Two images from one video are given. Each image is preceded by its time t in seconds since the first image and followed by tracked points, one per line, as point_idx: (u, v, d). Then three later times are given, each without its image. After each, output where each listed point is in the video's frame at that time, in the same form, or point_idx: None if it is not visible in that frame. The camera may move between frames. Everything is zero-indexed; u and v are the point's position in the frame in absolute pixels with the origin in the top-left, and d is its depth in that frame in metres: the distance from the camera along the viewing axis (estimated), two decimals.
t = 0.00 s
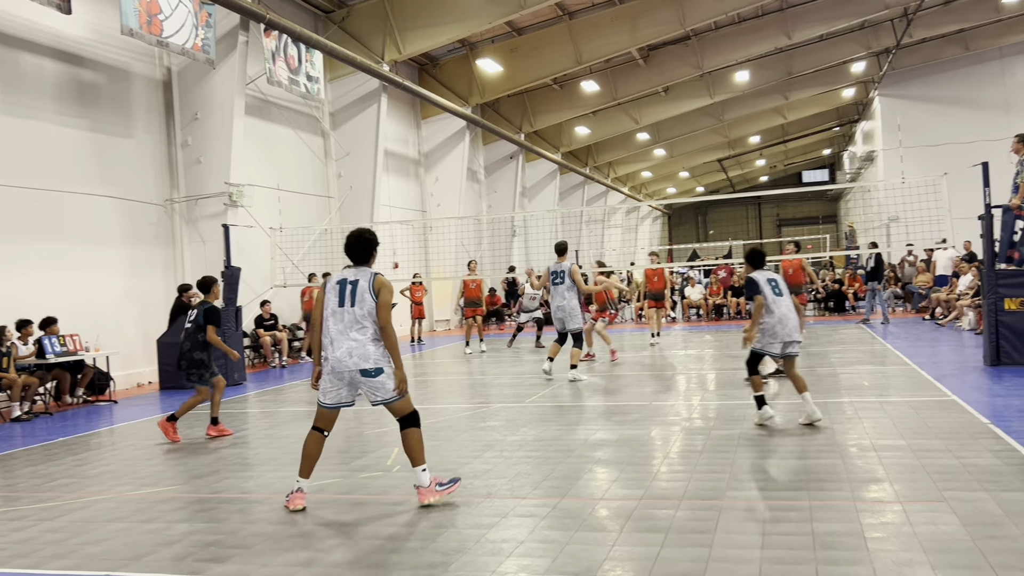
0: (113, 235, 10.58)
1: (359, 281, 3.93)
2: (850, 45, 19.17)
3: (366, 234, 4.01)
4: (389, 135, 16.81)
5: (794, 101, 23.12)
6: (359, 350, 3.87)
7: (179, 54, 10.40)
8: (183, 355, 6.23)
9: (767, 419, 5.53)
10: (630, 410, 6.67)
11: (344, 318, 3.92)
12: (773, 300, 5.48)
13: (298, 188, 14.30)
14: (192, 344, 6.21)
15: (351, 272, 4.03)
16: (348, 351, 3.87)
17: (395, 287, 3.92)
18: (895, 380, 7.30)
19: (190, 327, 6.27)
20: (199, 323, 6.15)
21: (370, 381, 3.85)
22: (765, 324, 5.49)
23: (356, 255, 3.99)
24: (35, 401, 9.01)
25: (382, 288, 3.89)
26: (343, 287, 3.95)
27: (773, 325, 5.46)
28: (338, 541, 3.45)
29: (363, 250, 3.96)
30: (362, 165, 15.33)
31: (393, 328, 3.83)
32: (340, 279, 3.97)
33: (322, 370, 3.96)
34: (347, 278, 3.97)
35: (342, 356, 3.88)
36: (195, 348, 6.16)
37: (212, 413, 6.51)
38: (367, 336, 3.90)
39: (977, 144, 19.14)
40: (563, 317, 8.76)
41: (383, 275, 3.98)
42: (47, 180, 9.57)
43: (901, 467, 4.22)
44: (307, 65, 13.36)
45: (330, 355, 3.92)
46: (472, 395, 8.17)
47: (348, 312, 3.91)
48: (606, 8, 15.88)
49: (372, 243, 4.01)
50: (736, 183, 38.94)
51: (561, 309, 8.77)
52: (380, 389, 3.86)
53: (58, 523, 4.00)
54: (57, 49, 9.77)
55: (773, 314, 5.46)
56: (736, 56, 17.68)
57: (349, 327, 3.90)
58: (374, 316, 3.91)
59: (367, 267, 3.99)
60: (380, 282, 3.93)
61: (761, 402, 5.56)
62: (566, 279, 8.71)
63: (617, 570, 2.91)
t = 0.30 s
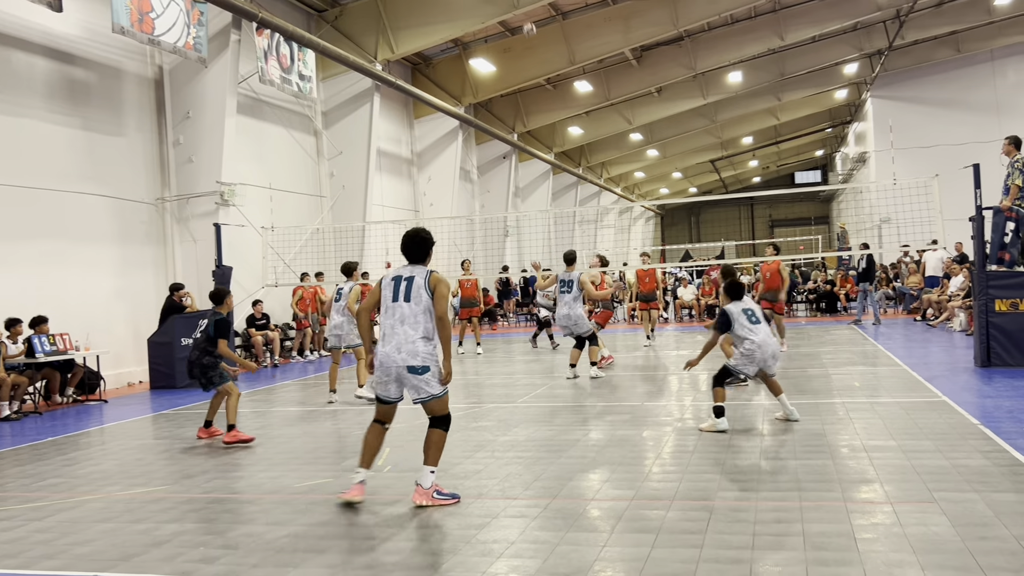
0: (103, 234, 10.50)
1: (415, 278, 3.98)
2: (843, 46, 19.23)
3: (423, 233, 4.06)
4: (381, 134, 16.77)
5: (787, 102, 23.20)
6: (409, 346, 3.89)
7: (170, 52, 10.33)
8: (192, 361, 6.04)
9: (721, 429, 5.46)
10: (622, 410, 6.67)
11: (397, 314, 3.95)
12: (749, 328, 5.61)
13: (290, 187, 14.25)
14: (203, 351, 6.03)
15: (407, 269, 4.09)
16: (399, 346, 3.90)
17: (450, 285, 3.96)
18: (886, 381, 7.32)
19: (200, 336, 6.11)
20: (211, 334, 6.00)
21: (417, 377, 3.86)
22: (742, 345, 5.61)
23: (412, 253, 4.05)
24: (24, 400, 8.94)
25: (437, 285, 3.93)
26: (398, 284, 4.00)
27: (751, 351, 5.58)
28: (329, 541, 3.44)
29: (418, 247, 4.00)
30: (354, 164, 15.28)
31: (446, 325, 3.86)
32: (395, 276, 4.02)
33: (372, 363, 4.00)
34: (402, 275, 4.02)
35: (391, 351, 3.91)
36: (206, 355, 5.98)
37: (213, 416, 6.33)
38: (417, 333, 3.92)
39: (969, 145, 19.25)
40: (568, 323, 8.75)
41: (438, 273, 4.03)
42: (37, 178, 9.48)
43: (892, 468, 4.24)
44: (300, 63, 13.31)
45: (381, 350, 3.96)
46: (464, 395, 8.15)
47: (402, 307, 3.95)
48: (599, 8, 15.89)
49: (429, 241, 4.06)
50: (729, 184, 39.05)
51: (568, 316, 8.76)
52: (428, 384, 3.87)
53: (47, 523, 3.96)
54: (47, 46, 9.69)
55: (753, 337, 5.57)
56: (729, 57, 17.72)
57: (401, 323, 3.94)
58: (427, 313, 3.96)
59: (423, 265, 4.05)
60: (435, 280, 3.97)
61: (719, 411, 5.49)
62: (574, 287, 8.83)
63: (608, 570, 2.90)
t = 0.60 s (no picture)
0: (100, 233, 10.47)
1: (450, 282, 3.94)
2: (843, 46, 19.21)
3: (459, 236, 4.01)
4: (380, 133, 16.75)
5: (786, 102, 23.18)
6: (443, 347, 3.86)
7: (168, 50, 10.30)
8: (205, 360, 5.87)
9: (719, 429, 5.45)
10: (620, 411, 6.65)
11: (432, 315, 3.93)
12: (737, 336, 5.62)
13: (288, 186, 14.23)
14: (217, 348, 5.88)
15: (442, 272, 4.05)
16: (434, 347, 3.87)
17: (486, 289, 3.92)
18: (885, 382, 7.30)
19: (212, 332, 5.94)
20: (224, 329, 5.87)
21: (452, 377, 3.83)
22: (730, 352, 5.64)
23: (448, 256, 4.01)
24: (20, 399, 8.91)
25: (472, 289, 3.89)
26: (434, 286, 3.97)
27: (741, 357, 5.57)
28: (323, 542, 3.42)
29: (452, 250, 3.96)
30: (353, 162, 15.26)
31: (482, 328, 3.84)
32: (431, 278, 3.99)
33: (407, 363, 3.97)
34: (438, 278, 3.98)
35: (426, 351, 3.88)
36: (222, 352, 5.83)
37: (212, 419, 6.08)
38: (452, 335, 3.89)
39: (968, 146, 19.25)
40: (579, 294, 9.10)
41: (474, 277, 3.98)
42: (33, 176, 9.44)
43: (891, 469, 4.22)
44: (298, 62, 13.28)
45: (415, 350, 3.94)
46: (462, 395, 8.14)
47: (437, 310, 3.91)
48: (599, 8, 15.87)
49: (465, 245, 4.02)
50: (729, 184, 39.06)
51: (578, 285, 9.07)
52: (464, 385, 3.85)
53: (40, 523, 3.94)
54: (44, 44, 9.65)
55: (742, 342, 5.58)
56: (729, 57, 17.70)
57: (436, 325, 3.91)
58: (463, 316, 3.92)
59: (458, 269, 4.01)
60: (471, 284, 3.93)
61: (715, 412, 5.48)
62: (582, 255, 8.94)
63: (604, 572, 2.88)
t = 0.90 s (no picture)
0: (104, 232, 10.48)
1: (479, 277, 3.93)
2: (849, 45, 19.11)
3: (485, 230, 3.99)
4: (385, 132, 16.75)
5: (793, 101, 23.07)
6: (473, 343, 3.87)
7: (173, 49, 10.31)
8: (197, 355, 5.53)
9: (722, 427, 5.42)
10: (625, 412, 6.61)
11: (462, 311, 3.92)
12: (729, 324, 5.66)
13: (293, 185, 14.24)
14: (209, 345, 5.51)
15: (468, 266, 4.03)
16: (463, 343, 3.87)
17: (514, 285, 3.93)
18: (892, 384, 7.25)
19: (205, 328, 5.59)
20: (217, 325, 5.49)
21: (481, 373, 3.84)
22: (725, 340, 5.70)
23: (474, 250, 3.98)
24: (24, 398, 8.93)
25: (502, 285, 3.90)
26: (462, 281, 3.95)
27: (733, 346, 5.61)
28: (323, 545, 3.40)
29: (479, 244, 3.94)
30: (358, 162, 15.25)
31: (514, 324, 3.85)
32: (459, 273, 3.98)
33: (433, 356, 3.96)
34: (466, 272, 3.96)
35: (456, 346, 3.88)
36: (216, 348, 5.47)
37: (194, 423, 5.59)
38: (482, 330, 3.90)
39: (976, 146, 19.15)
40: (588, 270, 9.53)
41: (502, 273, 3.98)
42: (36, 174, 9.43)
43: (896, 472, 4.18)
44: (303, 61, 13.27)
45: (444, 344, 3.93)
46: (466, 395, 8.12)
47: (467, 305, 3.91)
48: (604, 7, 15.81)
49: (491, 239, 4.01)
50: (735, 183, 38.94)
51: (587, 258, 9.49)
52: (493, 380, 3.86)
53: (41, 523, 3.93)
54: (49, 43, 9.66)
55: (735, 332, 5.62)
56: (735, 56, 17.62)
57: (466, 320, 3.91)
58: (492, 312, 3.93)
59: (485, 263, 4.00)
60: (500, 280, 3.94)
61: (716, 409, 5.45)
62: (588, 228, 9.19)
63: None
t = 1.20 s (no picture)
0: (121, 231, 10.59)
1: (480, 287, 3.95)
2: (866, 44, 18.91)
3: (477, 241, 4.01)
4: (399, 132, 16.80)
5: (808, 100, 22.88)
6: (481, 353, 3.88)
7: (189, 49, 10.39)
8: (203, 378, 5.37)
9: (725, 429, 5.50)
10: (638, 412, 6.58)
11: (466, 323, 3.92)
12: (728, 323, 5.69)
13: (308, 184, 14.33)
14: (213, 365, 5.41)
15: (464, 277, 4.02)
16: (472, 354, 3.87)
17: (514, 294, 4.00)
18: (908, 384, 7.18)
19: (202, 349, 5.39)
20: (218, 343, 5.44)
21: (490, 381, 3.85)
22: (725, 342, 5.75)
23: (469, 261, 3.98)
24: (41, 396, 9.03)
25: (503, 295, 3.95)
26: (463, 293, 3.95)
27: (732, 345, 5.65)
28: (335, 543, 3.41)
29: (476, 256, 3.96)
30: (372, 161, 15.30)
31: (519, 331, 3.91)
32: (458, 285, 3.97)
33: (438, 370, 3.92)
34: (465, 284, 3.96)
35: (464, 358, 3.87)
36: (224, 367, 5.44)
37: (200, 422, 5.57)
38: (488, 340, 3.92)
39: (995, 145, 18.90)
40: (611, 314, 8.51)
41: (499, 282, 4.02)
42: (54, 173, 9.54)
43: (912, 474, 4.13)
44: (318, 61, 13.34)
45: (450, 357, 3.91)
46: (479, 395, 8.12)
47: (471, 317, 3.92)
48: (619, 6, 15.75)
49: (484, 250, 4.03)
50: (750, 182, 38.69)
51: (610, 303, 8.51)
52: (503, 387, 3.88)
53: (56, 520, 3.97)
54: (67, 44, 9.78)
55: (734, 332, 5.65)
56: (750, 55, 17.51)
57: (471, 332, 3.91)
58: (495, 321, 3.96)
59: (482, 273, 4.02)
60: (500, 290, 3.98)
61: (719, 411, 5.51)
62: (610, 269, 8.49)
63: None
